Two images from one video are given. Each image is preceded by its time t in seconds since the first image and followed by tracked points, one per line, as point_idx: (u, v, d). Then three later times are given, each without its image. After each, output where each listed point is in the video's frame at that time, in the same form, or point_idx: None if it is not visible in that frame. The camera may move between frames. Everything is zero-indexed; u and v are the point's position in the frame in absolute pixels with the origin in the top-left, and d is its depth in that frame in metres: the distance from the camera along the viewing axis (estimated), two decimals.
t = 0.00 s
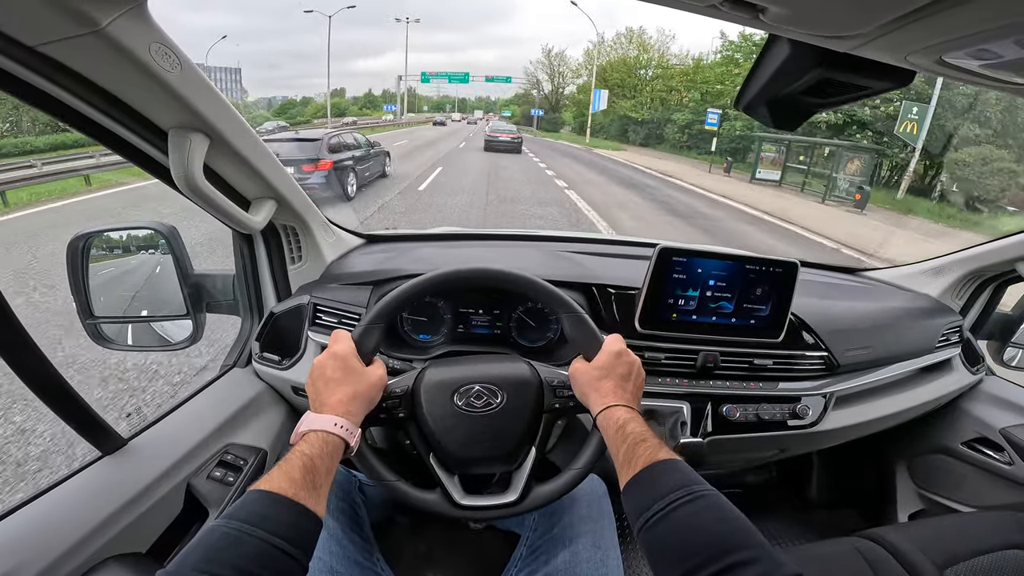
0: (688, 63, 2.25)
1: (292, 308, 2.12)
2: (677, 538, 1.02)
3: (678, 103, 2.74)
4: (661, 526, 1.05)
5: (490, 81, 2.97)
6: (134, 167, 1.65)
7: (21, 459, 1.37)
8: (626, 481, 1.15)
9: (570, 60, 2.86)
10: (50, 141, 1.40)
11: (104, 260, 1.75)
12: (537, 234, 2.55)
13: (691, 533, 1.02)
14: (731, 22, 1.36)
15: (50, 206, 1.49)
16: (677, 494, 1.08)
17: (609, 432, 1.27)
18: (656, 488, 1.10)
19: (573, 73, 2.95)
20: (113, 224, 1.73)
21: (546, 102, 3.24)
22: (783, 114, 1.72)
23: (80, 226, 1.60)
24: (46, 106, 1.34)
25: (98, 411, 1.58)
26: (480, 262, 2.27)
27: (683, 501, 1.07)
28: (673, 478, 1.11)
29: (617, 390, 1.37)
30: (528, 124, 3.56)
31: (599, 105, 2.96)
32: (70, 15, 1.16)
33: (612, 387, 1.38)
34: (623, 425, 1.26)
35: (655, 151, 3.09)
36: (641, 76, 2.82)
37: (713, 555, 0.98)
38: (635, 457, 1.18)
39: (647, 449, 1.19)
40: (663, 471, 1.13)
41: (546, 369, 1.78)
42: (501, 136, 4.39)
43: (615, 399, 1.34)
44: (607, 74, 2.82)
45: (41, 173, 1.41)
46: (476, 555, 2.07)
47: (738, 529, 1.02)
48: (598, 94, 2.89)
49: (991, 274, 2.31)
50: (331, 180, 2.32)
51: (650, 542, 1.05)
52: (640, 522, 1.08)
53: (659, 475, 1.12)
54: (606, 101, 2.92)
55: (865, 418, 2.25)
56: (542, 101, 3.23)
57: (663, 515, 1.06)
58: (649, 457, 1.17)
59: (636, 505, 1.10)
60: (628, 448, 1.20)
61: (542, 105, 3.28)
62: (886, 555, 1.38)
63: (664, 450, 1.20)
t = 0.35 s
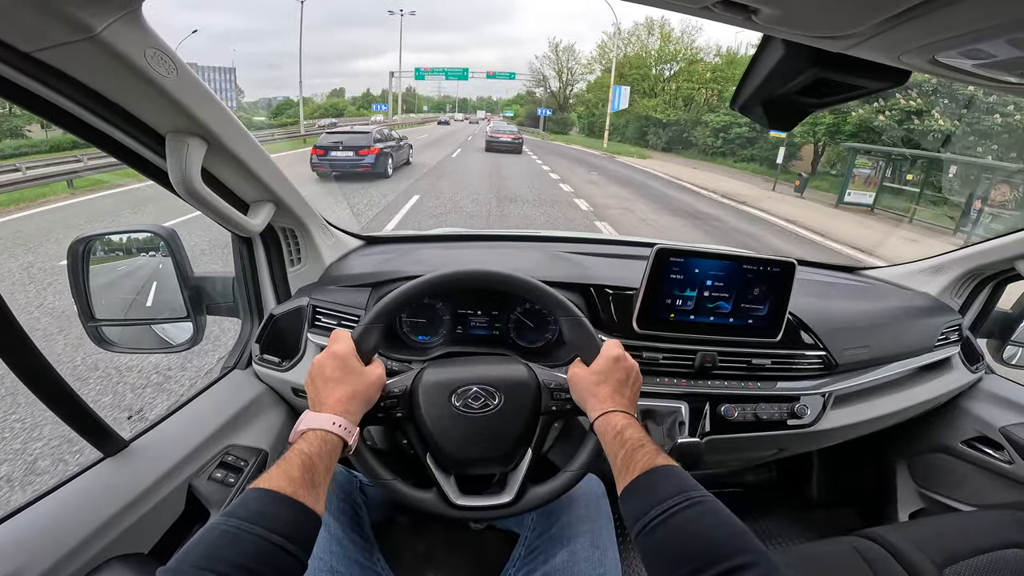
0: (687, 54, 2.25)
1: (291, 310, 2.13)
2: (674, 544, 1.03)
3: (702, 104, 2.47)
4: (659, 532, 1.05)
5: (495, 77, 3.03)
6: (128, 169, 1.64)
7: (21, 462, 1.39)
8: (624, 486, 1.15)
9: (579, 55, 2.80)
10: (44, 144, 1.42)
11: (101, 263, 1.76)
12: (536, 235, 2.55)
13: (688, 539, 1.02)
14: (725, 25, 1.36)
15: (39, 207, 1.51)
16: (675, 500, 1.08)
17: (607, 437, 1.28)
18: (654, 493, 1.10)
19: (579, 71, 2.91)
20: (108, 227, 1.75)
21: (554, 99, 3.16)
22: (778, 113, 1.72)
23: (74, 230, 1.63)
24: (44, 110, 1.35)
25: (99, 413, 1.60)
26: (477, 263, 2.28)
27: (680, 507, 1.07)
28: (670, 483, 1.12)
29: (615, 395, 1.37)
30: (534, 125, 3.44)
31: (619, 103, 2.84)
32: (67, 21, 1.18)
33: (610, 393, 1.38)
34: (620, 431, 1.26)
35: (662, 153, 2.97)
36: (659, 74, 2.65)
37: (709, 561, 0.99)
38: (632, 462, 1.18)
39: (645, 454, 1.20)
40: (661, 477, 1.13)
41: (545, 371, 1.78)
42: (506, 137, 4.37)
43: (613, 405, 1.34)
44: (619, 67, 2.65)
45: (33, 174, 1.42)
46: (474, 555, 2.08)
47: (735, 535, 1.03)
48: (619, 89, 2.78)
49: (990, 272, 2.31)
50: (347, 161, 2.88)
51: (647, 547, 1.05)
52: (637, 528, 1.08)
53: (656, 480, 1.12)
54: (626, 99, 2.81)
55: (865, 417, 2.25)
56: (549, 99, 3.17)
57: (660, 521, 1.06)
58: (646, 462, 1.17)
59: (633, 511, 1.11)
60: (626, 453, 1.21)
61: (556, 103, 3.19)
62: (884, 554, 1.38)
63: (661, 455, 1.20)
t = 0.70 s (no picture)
0: (685, 64, 2.23)
1: (294, 313, 2.15)
2: (674, 541, 1.04)
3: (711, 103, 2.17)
4: (659, 530, 1.06)
5: (496, 73, 2.79)
6: (127, 170, 1.65)
7: (30, 463, 1.40)
8: (625, 485, 1.17)
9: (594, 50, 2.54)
10: (51, 149, 1.44)
11: (106, 267, 1.78)
12: (536, 236, 2.57)
13: (688, 536, 1.04)
14: (723, 28, 1.37)
15: (44, 209, 1.52)
16: (675, 498, 1.09)
17: (608, 437, 1.29)
18: (655, 492, 1.11)
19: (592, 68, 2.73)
20: (114, 230, 1.77)
21: (561, 99, 3.00)
22: (777, 114, 1.73)
23: (82, 231, 1.65)
24: (50, 116, 1.37)
25: (105, 415, 1.61)
26: (479, 265, 2.29)
27: (680, 505, 1.08)
28: (671, 482, 1.13)
29: (616, 396, 1.39)
30: (542, 127, 3.25)
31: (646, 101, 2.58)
32: (73, 26, 1.19)
33: (611, 393, 1.39)
34: (622, 430, 1.28)
35: (684, 163, 2.79)
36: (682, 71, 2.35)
37: (708, 560, 1.00)
38: (633, 462, 1.19)
39: (647, 453, 1.21)
40: (662, 475, 1.14)
41: (547, 372, 1.79)
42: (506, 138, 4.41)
43: (615, 405, 1.36)
44: (643, 63, 2.36)
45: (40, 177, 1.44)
46: (476, 555, 2.10)
47: (734, 534, 1.04)
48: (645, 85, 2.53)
49: (990, 271, 2.32)
50: (380, 153, 3.57)
51: (647, 545, 1.07)
52: (637, 526, 1.10)
53: (657, 479, 1.13)
54: (653, 97, 2.55)
55: (866, 416, 2.25)
56: (557, 99, 3.00)
57: (660, 519, 1.07)
58: (648, 461, 1.19)
59: (634, 509, 1.12)
60: (627, 452, 1.22)
61: (566, 102, 3.01)
62: (885, 552, 1.39)
63: (662, 454, 1.21)
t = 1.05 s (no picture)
0: (689, 67, 2.27)
1: (296, 313, 2.14)
2: (680, 540, 1.03)
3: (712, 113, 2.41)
4: (665, 528, 1.06)
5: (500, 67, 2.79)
6: (130, 169, 1.65)
7: (33, 463, 1.39)
8: (631, 483, 1.16)
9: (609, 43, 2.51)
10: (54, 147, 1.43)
11: (108, 266, 1.77)
12: (538, 236, 2.57)
13: (694, 534, 1.03)
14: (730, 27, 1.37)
15: (49, 208, 1.52)
16: (682, 496, 1.09)
17: (614, 436, 1.29)
18: (662, 490, 1.11)
19: (602, 65, 2.89)
20: (116, 230, 1.77)
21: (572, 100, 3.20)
22: (781, 114, 1.73)
23: (84, 231, 1.65)
24: (54, 115, 1.36)
25: (107, 415, 1.60)
26: (481, 265, 2.28)
27: (686, 503, 1.08)
28: (678, 480, 1.12)
29: (621, 394, 1.38)
30: (552, 129, 3.52)
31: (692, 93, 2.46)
32: (77, 24, 1.19)
33: (616, 392, 1.39)
34: (627, 429, 1.27)
35: (687, 163, 2.94)
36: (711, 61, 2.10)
37: (716, 558, 0.99)
38: (639, 460, 1.19)
39: (652, 451, 1.20)
40: (669, 474, 1.14)
41: (550, 372, 1.79)
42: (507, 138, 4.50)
43: (621, 404, 1.35)
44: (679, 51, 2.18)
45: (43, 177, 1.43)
46: (479, 556, 2.09)
47: (742, 532, 1.03)
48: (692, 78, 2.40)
49: (991, 271, 2.30)
50: (403, 146, 4.02)
51: (654, 543, 1.06)
52: (644, 524, 1.09)
53: (664, 477, 1.13)
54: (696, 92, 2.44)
55: (869, 416, 2.25)
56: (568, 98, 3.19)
57: (666, 517, 1.07)
58: (654, 459, 1.18)
59: (640, 508, 1.11)
60: (633, 450, 1.22)
61: (577, 102, 3.20)
62: (891, 553, 1.38)
63: (669, 453, 1.21)
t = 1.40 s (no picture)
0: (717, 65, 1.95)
1: (295, 315, 2.15)
2: (671, 540, 1.04)
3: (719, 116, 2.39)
4: (657, 529, 1.06)
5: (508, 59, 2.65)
6: (127, 171, 1.66)
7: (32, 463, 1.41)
8: (624, 484, 1.17)
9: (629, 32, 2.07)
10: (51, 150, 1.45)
11: (107, 269, 1.79)
12: (536, 237, 2.58)
13: (685, 535, 1.04)
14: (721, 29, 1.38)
15: (45, 211, 1.53)
16: (673, 497, 1.10)
17: (607, 436, 1.29)
18: (653, 491, 1.12)
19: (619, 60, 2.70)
20: (114, 232, 1.78)
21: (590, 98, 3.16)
22: (776, 115, 1.73)
23: (85, 234, 1.67)
24: (52, 119, 1.38)
25: (107, 416, 1.62)
26: (478, 267, 2.29)
27: (678, 504, 1.08)
28: (669, 481, 1.13)
29: (615, 396, 1.39)
30: (560, 130, 3.49)
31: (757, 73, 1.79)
32: (73, 30, 1.20)
33: (610, 393, 1.40)
34: (620, 429, 1.28)
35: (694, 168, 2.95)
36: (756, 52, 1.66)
37: (706, 559, 1.00)
38: (632, 461, 1.20)
39: (645, 453, 1.21)
40: (660, 474, 1.15)
41: (546, 373, 1.80)
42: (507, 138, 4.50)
43: (614, 405, 1.36)
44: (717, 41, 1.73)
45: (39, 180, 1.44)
46: (477, 555, 2.10)
47: (732, 532, 1.04)
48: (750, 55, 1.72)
49: (990, 271, 2.31)
50: (420, 143, 4.26)
51: (646, 544, 1.07)
52: (636, 525, 1.10)
53: (655, 478, 1.14)
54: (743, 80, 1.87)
55: (867, 417, 2.25)
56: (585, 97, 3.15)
57: (658, 518, 1.07)
58: (646, 460, 1.19)
59: (633, 509, 1.12)
60: (626, 451, 1.23)
61: (592, 100, 3.17)
62: (884, 552, 1.39)
63: (661, 454, 1.22)
